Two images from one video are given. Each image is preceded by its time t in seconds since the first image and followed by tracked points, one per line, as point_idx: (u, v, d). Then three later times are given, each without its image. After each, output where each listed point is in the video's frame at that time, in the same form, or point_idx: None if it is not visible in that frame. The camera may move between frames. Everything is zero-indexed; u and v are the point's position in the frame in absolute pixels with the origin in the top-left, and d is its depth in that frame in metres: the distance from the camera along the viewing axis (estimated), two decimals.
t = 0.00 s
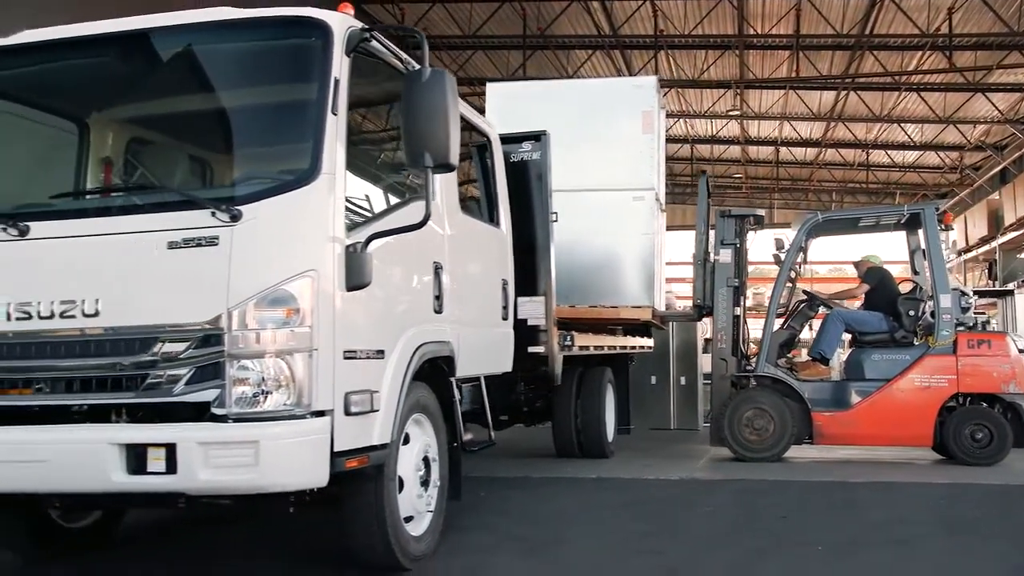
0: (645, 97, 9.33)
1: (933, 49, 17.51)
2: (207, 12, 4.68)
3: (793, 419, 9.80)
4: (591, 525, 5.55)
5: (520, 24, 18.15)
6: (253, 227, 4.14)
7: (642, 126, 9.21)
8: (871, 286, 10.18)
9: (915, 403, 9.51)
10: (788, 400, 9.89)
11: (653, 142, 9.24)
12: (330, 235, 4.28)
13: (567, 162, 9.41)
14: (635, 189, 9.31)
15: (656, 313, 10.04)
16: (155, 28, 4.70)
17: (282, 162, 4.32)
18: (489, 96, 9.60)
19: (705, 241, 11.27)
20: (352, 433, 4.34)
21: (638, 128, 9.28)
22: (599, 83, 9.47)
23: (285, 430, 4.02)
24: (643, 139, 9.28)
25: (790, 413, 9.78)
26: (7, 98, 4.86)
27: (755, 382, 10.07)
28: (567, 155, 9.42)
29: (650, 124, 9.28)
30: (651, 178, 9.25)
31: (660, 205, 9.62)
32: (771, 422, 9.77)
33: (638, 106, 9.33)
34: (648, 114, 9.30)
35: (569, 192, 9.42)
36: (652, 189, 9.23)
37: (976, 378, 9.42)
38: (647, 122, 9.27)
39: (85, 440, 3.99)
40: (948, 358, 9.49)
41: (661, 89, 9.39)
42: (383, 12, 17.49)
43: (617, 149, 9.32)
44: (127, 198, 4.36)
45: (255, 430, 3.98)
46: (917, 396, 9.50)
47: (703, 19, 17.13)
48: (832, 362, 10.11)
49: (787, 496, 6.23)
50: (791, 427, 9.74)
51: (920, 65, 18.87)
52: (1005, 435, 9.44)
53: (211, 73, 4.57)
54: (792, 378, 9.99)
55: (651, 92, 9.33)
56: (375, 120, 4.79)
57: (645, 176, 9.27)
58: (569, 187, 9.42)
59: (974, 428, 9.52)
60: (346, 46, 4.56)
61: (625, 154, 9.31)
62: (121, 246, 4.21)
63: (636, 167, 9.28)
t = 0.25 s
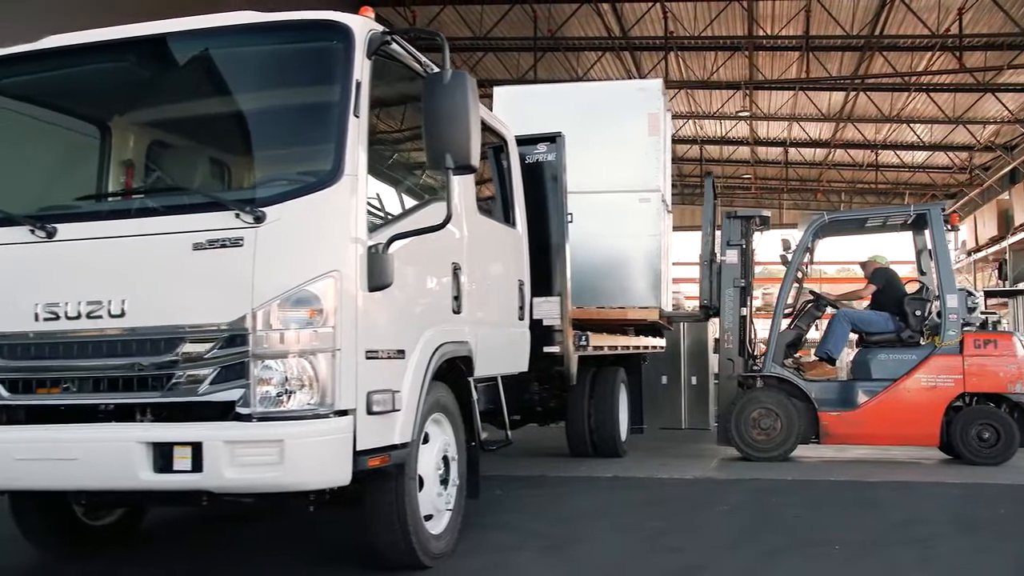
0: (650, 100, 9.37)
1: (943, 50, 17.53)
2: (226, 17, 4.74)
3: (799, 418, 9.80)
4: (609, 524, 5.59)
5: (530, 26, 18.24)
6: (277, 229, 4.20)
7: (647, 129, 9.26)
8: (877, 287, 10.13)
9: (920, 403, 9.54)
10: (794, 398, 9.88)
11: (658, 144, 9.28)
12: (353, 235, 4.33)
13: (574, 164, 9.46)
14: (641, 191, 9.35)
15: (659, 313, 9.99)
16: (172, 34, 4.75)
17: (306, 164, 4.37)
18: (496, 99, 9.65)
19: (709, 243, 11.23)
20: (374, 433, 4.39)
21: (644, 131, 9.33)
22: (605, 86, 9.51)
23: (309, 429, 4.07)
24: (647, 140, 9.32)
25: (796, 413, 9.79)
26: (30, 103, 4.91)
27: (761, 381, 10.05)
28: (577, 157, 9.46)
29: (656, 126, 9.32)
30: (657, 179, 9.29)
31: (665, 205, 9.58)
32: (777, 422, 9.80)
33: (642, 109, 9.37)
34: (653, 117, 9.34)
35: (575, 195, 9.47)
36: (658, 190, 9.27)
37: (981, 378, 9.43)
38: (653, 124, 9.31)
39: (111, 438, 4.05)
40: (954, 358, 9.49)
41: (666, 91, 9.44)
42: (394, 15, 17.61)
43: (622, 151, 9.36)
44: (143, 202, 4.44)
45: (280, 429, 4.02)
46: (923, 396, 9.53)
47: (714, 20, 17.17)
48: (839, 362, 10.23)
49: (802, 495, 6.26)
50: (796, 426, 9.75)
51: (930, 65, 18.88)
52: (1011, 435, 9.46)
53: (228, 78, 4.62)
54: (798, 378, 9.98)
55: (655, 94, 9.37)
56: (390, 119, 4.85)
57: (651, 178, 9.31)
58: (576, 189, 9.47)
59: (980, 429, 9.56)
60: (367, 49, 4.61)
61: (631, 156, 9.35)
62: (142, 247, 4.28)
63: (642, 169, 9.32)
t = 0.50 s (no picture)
0: (658, 101, 9.36)
1: (953, 49, 17.52)
2: (244, 20, 4.81)
3: (805, 417, 9.82)
4: (626, 521, 5.63)
5: (541, 26, 18.35)
6: (300, 228, 4.25)
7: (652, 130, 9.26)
8: (882, 287, 10.22)
9: (925, 402, 9.54)
10: (799, 397, 9.90)
11: (664, 145, 9.28)
12: (375, 235, 4.37)
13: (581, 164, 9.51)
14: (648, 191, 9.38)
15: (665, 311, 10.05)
16: (188, 36, 4.81)
17: (328, 163, 4.42)
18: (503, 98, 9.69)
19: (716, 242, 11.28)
20: (395, 430, 4.43)
21: (650, 132, 9.34)
22: (610, 86, 9.51)
23: (333, 427, 4.12)
24: (653, 140, 9.33)
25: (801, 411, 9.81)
26: (54, 104, 4.96)
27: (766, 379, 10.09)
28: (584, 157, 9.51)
29: (662, 127, 9.33)
30: (663, 179, 9.32)
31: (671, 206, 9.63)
32: (782, 420, 9.83)
33: (649, 109, 9.38)
34: (659, 118, 9.35)
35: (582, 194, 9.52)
36: (664, 190, 9.29)
37: (986, 377, 9.44)
38: (659, 125, 9.32)
39: (138, 434, 4.10)
40: (959, 357, 9.52)
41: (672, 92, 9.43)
42: (406, 15, 17.74)
43: (628, 151, 9.39)
44: (160, 203, 4.49)
45: (304, 427, 4.07)
46: (928, 394, 9.54)
47: (723, 20, 17.21)
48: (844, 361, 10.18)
49: (817, 493, 6.30)
50: (802, 424, 9.78)
51: (940, 65, 18.89)
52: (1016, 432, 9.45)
53: (245, 82, 4.70)
54: (803, 377, 10.05)
55: (662, 95, 9.36)
56: (409, 118, 4.89)
57: (657, 177, 9.34)
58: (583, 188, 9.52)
59: (984, 427, 9.57)
60: (388, 50, 4.66)
61: (636, 156, 9.37)
62: (165, 247, 4.33)
63: (648, 168, 9.35)
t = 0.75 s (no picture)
0: (661, 102, 9.43)
1: (962, 49, 17.55)
2: (262, 23, 4.85)
3: (806, 414, 9.88)
4: (642, 519, 5.67)
5: (550, 28, 18.45)
6: (322, 228, 4.29)
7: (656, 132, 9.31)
8: (885, 286, 10.26)
9: (927, 400, 9.54)
10: (800, 395, 9.96)
11: (668, 145, 9.34)
12: (395, 235, 4.42)
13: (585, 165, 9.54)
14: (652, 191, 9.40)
15: (671, 310, 10.18)
16: (203, 40, 4.86)
17: (349, 164, 4.46)
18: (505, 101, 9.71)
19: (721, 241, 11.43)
20: (416, 429, 4.47)
21: (653, 133, 9.39)
22: (613, 88, 9.55)
23: (355, 425, 4.16)
24: (656, 140, 9.38)
25: (803, 410, 9.86)
26: (78, 107, 5.00)
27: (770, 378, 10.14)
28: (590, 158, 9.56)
29: (664, 127, 9.38)
30: (666, 179, 9.35)
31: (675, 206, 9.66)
32: (785, 418, 9.90)
33: (652, 110, 9.43)
34: (663, 118, 9.40)
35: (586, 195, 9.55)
36: (667, 190, 9.32)
37: (988, 376, 9.44)
38: (662, 125, 9.38)
39: (163, 433, 4.15)
40: (961, 356, 9.52)
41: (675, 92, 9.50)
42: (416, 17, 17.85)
43: (633, 152, 9.43)
44: (176, 204, 4.55)
45: (327, 425, 4.12)
46: (930, 392, 9.54)
47: (732, 21, 17.28)
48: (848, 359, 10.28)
49: (832, 492, 6.33)
50: (804, 422, 9.84)
51: (947, 65, 18.92)
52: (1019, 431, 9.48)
53: (260, 86, 4.76)
54: (806, 375, 10.08)
55: (666, 95, 9.44)
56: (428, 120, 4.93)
57: (661, 177, 9.37)
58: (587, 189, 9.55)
59: (987, 425, 9.59)
60: (409, 52, 4.70)
61: (640, 156, 9.42)
62: (188, 246, 4.39)
63: (652, 168, 9.39)
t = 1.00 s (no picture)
0: (663, 102, 9.41)
1: (968, 47, 17.57)
2: (279, 24, 4.90)
3: (808, 413, 9.92)
4: (655, 516, 5.71)
5: (557, 28, 18.53)
6: (343, 228, 4.33)
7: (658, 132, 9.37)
8: (885, 284, 10.27)
9: (928, 398, 9.58)
10: (801, 392, 10.01)
11: (670, 145, 9.39)
12: (414, 234, 4.46)
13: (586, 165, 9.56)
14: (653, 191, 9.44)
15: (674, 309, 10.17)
16: (216, 42, 4.92)
17: (369, 164, 4.50)
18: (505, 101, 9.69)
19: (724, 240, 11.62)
20: (435, 427, 4.51)
21: (654, 134, 9.45)
22: (615, 88, 9.55)
23: (376, 423, 4.20)
24: (657, 140, 9.44)
25: (804, 408, 9.90)
26: (98, 107, 5.04)
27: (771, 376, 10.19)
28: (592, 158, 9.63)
29: (666, 128, 9.42)
30: (668, 179, 9.41)
31: (676, 205, 9.69)
32: (787, 417, 9.95)
33: (653, 110, 9.46)
34: (665, 118, 9.43)
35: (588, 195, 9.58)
36: (669, 190, 9.37)
37: (989, 375, 9.48)
38: (664, 126, 9.41)
39: (185, 430, 4.20)
40: (962, 354, 9.54)
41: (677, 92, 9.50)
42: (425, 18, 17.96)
43: (635, 152, 9.48)
44: (190, 204, 4.61)
45: (349, 422, 4.17)
46: (930, 390, 9.58)
47: (739, 21, 17.35)
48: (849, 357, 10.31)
49: (843, 489, 6.36)
50: (805, 421, 9.89)
51: (954, 64, 18.96)
52: (1019, 430, 9.53)
53: (273, 87, 4.81)
54: (807, 373, 10.08)
55: (668, 96, 9.42)
56: (446, 120, 4.97)
57: (663, 177, 9.43)
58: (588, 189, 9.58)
59: (988, 423, 9.64)
60: (427, 52, 4.74)
61: (642, 157, 9.48)
62: (210, 245, 4.43)
63: (654, 168, 9.45)
